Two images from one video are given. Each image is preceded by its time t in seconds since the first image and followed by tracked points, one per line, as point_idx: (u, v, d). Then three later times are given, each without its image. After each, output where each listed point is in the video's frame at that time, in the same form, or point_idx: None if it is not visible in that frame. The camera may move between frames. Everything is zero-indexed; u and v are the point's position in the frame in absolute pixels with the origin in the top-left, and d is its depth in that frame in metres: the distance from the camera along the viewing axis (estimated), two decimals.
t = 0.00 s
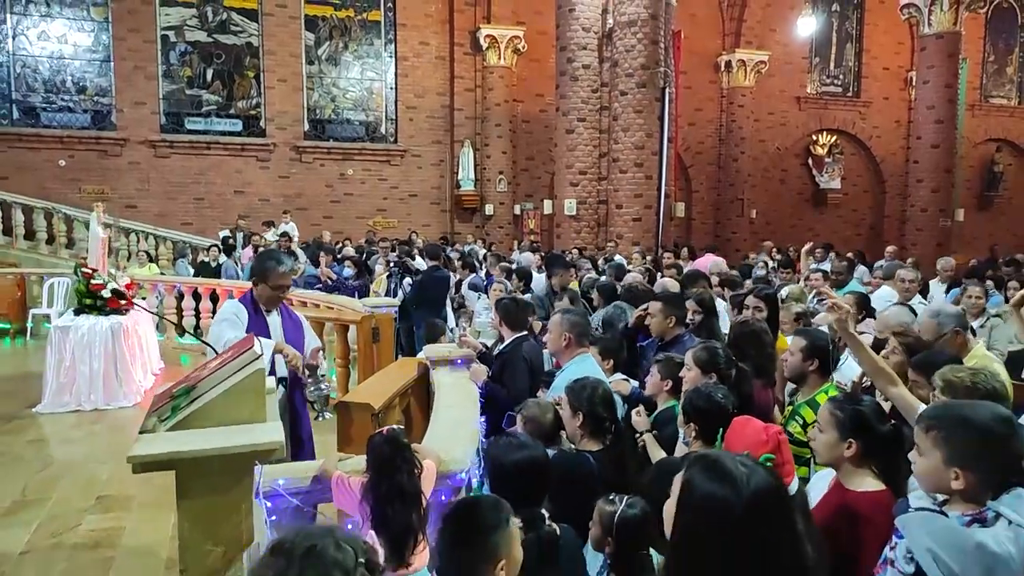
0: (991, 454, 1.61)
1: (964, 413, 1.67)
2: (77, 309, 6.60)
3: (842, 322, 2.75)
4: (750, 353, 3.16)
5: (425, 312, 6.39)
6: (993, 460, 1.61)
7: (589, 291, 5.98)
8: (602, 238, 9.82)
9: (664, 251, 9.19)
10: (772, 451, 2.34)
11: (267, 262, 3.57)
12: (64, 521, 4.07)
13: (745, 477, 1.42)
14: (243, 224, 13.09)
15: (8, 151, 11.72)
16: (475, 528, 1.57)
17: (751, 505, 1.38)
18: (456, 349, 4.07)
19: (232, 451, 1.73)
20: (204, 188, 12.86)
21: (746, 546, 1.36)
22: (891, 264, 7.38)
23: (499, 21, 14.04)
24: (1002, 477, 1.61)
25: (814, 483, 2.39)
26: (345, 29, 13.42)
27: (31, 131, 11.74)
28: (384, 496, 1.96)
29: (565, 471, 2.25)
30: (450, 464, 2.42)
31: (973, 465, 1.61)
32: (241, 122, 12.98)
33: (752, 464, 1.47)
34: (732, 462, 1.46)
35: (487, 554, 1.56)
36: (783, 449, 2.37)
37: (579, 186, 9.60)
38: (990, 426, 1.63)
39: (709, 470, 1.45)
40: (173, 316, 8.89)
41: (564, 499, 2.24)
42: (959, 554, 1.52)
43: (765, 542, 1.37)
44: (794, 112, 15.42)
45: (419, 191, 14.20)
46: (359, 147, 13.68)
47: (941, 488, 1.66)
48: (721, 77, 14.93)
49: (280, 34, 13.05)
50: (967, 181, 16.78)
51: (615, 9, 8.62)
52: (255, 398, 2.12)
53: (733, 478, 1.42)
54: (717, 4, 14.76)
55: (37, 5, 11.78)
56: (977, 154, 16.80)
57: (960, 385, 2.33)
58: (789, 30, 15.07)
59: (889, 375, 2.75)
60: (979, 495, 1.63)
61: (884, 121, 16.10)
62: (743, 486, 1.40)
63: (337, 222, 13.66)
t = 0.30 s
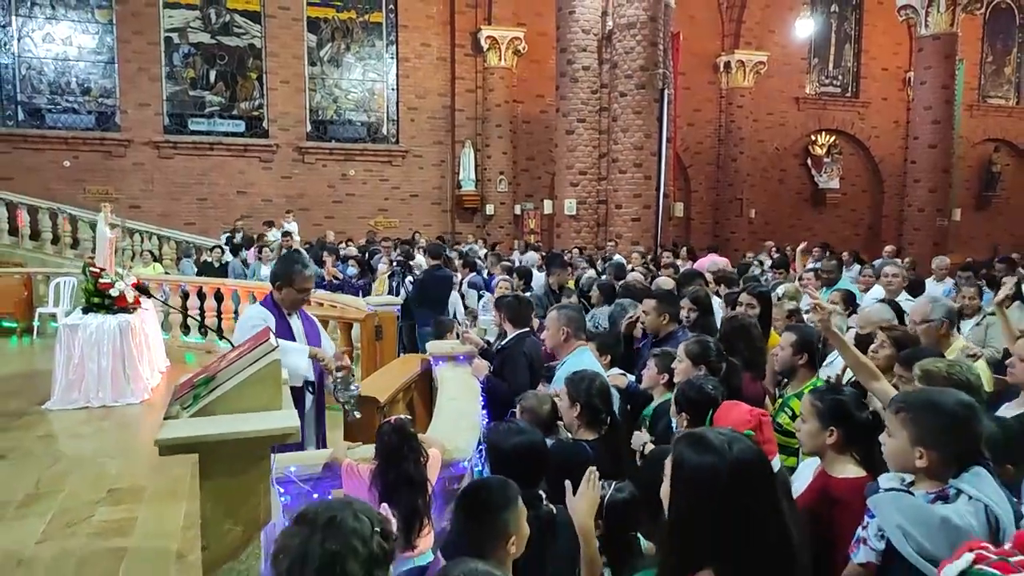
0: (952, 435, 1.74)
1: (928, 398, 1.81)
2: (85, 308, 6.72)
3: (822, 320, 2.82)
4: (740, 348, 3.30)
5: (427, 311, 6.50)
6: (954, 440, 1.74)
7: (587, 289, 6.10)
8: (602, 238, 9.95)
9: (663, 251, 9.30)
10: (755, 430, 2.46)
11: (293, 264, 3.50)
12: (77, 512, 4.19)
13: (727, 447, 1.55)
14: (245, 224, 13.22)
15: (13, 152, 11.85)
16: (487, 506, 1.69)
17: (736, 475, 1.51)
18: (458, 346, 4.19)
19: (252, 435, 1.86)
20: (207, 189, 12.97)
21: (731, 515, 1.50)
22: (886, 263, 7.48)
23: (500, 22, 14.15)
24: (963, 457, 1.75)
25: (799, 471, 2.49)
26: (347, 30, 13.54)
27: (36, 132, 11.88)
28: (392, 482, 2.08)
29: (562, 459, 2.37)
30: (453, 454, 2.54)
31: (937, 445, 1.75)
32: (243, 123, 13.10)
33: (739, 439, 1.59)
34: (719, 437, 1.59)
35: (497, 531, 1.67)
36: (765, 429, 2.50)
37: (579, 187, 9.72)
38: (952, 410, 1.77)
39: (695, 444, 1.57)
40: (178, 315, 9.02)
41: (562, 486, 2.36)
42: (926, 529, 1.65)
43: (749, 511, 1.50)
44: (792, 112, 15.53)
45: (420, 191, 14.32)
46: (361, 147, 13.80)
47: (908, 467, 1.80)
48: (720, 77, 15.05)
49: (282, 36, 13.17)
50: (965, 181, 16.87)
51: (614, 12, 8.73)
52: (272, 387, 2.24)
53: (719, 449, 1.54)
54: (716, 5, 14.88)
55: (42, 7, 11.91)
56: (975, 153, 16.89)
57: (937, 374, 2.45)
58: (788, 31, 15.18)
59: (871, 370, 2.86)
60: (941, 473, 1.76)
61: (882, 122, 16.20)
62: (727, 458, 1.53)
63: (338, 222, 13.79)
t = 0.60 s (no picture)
0: (921, 425, 1.86)
1: (898, 391, 1.92)
2: (92, 306, 6.83)
3: (812, 320, 2.89)
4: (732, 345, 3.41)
5: (428, 309, 6.62)
6: (924, 431, 1.86)
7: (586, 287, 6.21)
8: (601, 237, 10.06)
9: (661, 250, 9.41)
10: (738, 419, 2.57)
11: (320, 262, 3.47)
12: (89, 504, 4.31)
13: (705, 430, 1.57)
14: (248, 223, 13.33)
15: (18, 152, 11.98)
16: (495, 493, 1.80)
17: (717, 458, 1.53)
18: (461, 342, 4.31)
19: (267, 422, 2.01)
20: (210, 188, 13.08)
21: (713, 498, 1.50)
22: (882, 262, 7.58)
23: (501, 23, 14.25)
24: (931, 447, 1.88)
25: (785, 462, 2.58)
26: (349, 31, 13.65)
27: (41, 132, 11.99)
28: (397, 470, 2.18)
29: (557, 449, 2.48)
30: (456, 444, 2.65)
31: (907, 436, 1.86)
32: (246, 123, 13.22)
33: (722, 424, 1.61)
34: (702, 423, 1.61)
35: (506, 515, 1.79)
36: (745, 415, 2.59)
37: (578, 186, 9.82)
38: (921, 403, 1.89)
39: (681, 427, 1.60)
40: (183, 314, 9.13)
41: (559, 475, 2.48)
42: (902, 515, 1.78)
43: (734, 497, 1.50)
44: (791, 111, 15.63)
45: (422, 190, 14.43)
46: (362, 147, 13.91)
47: (880, 458, 1.92)
48: (719, 77, 15.14)
49: (285, 36, 13.28)
50: (964, 180, 16.96)
51: (613, 13, 8.82)
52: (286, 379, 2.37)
53: (697, 431, 1.57)
54: (716, 6, 14.98)
55: (46, 8, 12.03)
56: (974, 152, 16.97)
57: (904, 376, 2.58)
58: (787, 31, 15.28)
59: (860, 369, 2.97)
60: (912, 462, 1.89)
61: (881, 121, 16.30)
62: (707, 441, 1.54)
63: (340, 221, 13.90)
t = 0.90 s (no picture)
0: (910, 419, 1.94)
1: (886, 386, 2.01)
2: (98, 301, 6.91)
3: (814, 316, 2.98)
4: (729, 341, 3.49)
5: (430, 304, 6.70)
6: (910, 424, 1.94)
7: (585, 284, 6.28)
8: (602, 233, 10.13)
9: (660, 246, 9.48)
10: (732, 410, 2.65)
11: (334, 256, 3.47)
12: (98, 497, 4.39)
13: (698, 419, 1.65)
14: (249, 219, 13.40)
15: (21, 149, 12.04)
16: (501, 479, 1.88)
17: (709, 445, 1.60)
18: (462, 338, 4.38)
19: (279, 417, 2.10)
20: (212, 184, 13.14)
21: (705, 484, 1.58)
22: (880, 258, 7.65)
23: (501, 20, 14.29)
24: (915, 439, 1.96)
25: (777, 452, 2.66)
26: (350, 28, 13.70)
27: (43, 128, 12.06)
28: (405, 459, 2.25)
29: (558, 442, 2.58)
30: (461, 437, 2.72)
31: (896, 429, 1.94)
32: (247, 119, 13.27)
33: (715, 413, 1.69)
34: (696, 412, 1.69)
35: (511, 500, 1.87)
36: (739, 407, 2.66)
37: (578, 183, 9.89)
38: (908, 397, 1.97)
39: (677, 416, 1.69)
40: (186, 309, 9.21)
41: (560, 467, 2.56)
42: (887, 504, 1.87)
43: (726, 485, 1.58)
44: (791, 108, 15.69)
45: (422, 187, 14.48)
46: (363, 144, 13.97)
47: (867, 449, 1.99)
48: (719, 74, 15.20)
49: (286, 33, 13.32)
50: (963, 177, 17.02)
51: (613, 11, 8.88)
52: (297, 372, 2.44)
53: (691, 420, 1.65)
54: (716, 3, 15.03)
55: (48, 5, 12.08)
56: (973, 149, 17.02)
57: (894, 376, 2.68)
58: (786, 28, 15.33)
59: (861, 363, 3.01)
60: (898, 454, 1.97)
61: (880, 118, 16.36)
62: (700, 429, 1.62)
63: (341, 217, 13.96)
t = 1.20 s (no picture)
0: (908, 406, 1.98)
1: (882, 373, 2.04)
2: (102, 296, 6.95)
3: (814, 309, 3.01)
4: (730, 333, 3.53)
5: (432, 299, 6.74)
6: (904, 411, 1.98)
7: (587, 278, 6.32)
8: (603, 228, 10.15)
9: (661, 241, 9.50)
10: (732, 399, 2.70)
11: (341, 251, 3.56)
12: (105, 488, 4.43)
13: (699, 407, 1.68)
14: (251, 214, 13.43)
15: (23, 144, 12.07)
16: (505, 464, 1.92)
17: (709, 431, 1.64)
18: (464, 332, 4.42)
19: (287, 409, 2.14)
20: (213, 180, 13.17)
21: (704, 470, 1.61)
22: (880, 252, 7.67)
23: (501, 15, 14.29)
24: (910, 427, 2.00)
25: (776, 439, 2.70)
26: (351, 23, 13.70)
27: (45, 124, 12.09)
28: (411, 447, 2.29)
29: (559, 433, 2.62)
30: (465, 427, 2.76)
31: (893, 416, 1.98)
32: (248, 115, 13.29)
33: (714, 401, 1.73)
34: (696, 400, 1.73)
35: (515, 484, 1.91)
36: (739, 397, 2.70)
37: (579, 178, 9.90)
38: (904, 384, 2.01)
39: (678, 404, 1.73)
40: (189, 304, 9.26)
41: (561, 458, 2.61)
42: (879, 489, 1.91)
43: (725, 470, 1.62)
44: (792, 103, 15.69)
45: (423, 182, 14.51)
46: (364, 139, 13.99)
47: (862, 435, 2.03)
48: (720, 69, 15.21)
49: (286, 28, 13.33)
50: (965, 172, 17.02)
51: (614, 6, 8.89)
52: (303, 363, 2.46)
53: (693, 407, 1.69)
54: None
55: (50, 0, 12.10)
56: (973, 145, 17.03)
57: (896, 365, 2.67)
58: (787, 23, 15.34)
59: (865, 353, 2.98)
60: (892, 441, 2.00)
61: (881, 113, 16.36)
62: (700, 415, 1.66)
63: (342, 213, 14.00)
